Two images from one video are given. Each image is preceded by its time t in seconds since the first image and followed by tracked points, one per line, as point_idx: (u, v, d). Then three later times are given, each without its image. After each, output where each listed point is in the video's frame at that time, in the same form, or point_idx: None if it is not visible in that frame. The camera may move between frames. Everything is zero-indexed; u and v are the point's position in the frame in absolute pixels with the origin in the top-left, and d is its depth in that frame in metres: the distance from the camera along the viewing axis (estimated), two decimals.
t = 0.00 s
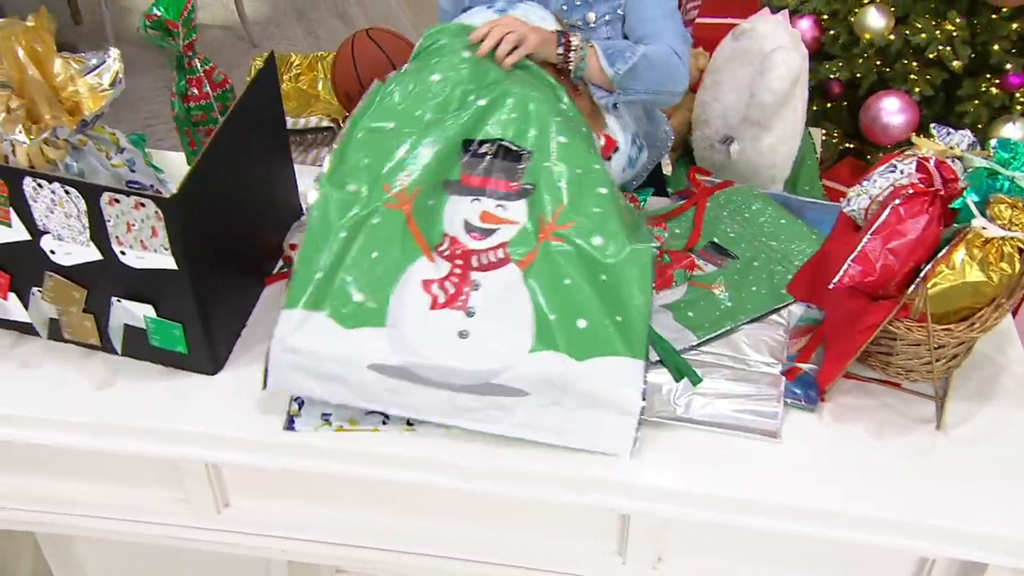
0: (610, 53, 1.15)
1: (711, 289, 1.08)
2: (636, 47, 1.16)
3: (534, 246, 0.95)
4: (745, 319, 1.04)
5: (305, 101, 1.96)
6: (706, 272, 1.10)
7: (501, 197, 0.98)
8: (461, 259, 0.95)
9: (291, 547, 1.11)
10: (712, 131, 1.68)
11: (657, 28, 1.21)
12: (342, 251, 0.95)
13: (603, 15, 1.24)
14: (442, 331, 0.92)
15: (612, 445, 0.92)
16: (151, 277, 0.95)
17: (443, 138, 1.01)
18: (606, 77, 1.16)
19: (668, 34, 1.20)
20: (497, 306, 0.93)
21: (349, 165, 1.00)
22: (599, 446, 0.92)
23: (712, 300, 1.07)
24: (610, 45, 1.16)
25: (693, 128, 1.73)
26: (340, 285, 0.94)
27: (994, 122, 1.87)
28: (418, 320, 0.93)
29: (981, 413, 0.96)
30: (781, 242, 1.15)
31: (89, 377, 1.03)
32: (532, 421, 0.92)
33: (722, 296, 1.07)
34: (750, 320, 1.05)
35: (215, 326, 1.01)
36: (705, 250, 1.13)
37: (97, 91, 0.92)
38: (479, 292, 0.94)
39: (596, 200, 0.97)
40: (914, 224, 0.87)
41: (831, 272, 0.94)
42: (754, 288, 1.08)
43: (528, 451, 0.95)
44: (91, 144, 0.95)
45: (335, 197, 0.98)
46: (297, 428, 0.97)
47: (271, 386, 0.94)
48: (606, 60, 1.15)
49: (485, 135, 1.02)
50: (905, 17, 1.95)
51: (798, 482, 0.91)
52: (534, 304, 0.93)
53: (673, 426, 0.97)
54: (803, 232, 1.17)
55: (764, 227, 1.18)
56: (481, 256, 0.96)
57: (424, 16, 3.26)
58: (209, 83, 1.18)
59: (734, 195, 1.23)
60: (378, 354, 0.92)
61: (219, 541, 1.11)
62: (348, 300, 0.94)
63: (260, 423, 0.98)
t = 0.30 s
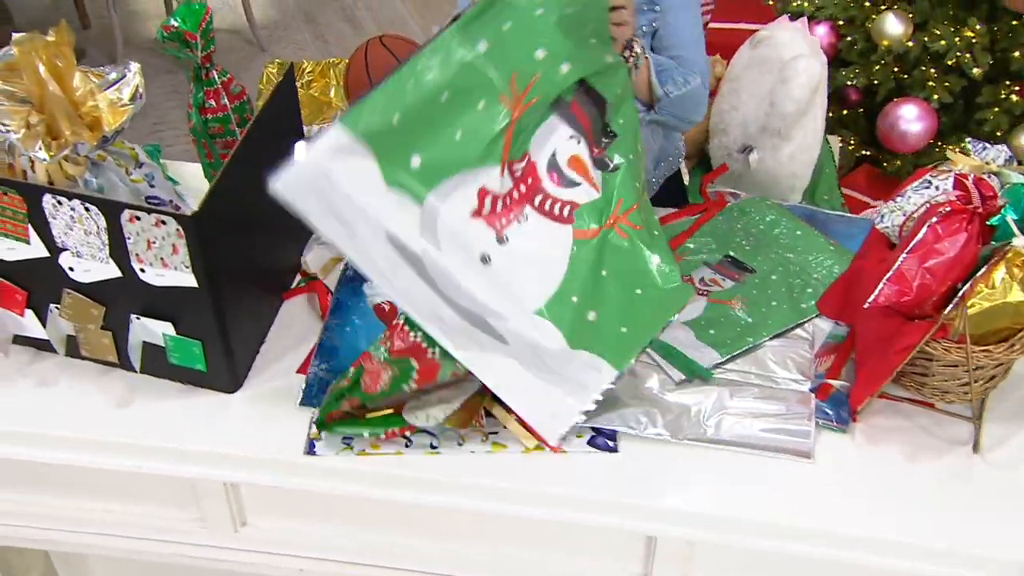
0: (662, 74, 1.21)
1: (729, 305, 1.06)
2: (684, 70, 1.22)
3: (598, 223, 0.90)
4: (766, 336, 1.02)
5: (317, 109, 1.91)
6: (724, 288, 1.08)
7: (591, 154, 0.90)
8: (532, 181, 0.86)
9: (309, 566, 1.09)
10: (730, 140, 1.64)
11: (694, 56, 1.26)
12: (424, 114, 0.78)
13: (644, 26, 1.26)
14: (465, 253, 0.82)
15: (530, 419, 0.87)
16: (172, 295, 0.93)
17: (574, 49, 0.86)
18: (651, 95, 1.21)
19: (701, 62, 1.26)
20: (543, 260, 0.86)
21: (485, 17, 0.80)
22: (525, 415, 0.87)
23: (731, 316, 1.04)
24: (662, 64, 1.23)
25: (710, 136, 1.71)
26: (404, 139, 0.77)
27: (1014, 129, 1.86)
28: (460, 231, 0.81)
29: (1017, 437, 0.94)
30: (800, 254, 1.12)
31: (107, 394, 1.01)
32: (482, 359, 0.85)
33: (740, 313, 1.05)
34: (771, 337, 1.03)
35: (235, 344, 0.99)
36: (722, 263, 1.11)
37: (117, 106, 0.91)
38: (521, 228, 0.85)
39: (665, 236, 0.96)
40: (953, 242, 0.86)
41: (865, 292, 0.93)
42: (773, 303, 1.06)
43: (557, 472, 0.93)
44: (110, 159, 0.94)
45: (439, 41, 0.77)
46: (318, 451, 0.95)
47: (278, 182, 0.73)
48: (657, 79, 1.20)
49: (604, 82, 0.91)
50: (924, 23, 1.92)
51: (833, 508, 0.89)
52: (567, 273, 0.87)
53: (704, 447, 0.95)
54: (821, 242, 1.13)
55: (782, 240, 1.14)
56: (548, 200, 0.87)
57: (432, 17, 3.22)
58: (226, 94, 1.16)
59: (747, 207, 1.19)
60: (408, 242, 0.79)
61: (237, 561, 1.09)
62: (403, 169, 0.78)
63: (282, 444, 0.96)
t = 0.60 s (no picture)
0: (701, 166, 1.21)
1: (745, 320, 1.02)
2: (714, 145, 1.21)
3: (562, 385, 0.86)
4: (784, 353, 0.99)
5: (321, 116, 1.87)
6: (739, 304, 1.04)
7: (570, 316, 0.86)
8: (519, 318, 0.83)
9: None
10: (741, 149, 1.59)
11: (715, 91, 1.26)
12: (488, 228, 0.77)
13: (674, 48, 1.25)
14: (443, 367, 0.81)
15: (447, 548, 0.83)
16: (178, 315, 0.91)
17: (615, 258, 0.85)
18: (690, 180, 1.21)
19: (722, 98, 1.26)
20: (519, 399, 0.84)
21: (606, 172, 0.78)
22: (441, 532, 0.82)
23: (747, 332, 1.00)
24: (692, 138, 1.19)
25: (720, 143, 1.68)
26: (448, 233, 0.77)
27: None
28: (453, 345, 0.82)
29: None
30: (817, 268, 1.09)
31: (112, 414, 0.98)
32: (421, 466, 0.82)
33: (758, 329, 1.01)
34: (789, 354, 0.99)
35: (243, 362, 0.97)
36: (737, 279, 1.07)
37: (122, 120, 0.89)
38: (491, 360, 0.83)
39: (608, 445, 0.92)
40: (979, 261, 0.83)
41: (888, 309, 0.91)
42: (790, 318, 1.02)
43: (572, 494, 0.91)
44: (115, 176, 0.92)
45: (545, 197, 0.76)
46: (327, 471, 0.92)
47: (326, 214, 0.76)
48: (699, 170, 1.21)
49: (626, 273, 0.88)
50: (935, 28, 1.89)
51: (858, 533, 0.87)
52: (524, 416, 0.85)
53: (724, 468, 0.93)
54: (838, 257, 1.11)
55: (800, 256, 1.11)
56: (525, 343, 0.83)
57: (433, 19, 3.17)
58: (232, 106, 1.14)
59: (763, 220, 1.17)
60: (411, 321, 0.79)
61: None
62: (429, 257, 0.78)
63: (291, 466, 0.94)
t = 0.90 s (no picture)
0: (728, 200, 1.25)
1: (743, 331, 0.99)
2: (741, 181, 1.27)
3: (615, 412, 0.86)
4: (784, 363, 0.97)
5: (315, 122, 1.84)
6: (737, 313, 1.01)
7: (630, 360, 0.90)
8: (580, 341, 0.87)
9: None
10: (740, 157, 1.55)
11: (727, 114, 1.28)
12: (590, 257, 0.81)
13: (698, 68, 1.22)
14: (529, 346, 0.79)
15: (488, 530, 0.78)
16: (170, 334, 0.88)
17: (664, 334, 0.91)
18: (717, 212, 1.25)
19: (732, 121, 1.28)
20: (575, 415, 0.85)
21: (698, 260, 0.87)
22: (483, 505, 0.77)
23: (745, 344, 0.98)
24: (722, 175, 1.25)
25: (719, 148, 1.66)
26: (556, 235, 0.82)
27: None
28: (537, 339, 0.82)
29: None
30: (816, 277, 1.08)
31: (102, 436, 0.96)
32: (478, 441, 0.76)
33: (757, 340, 0.98)
34: (788, 366, 0.97)
35: (236, 381, 0.94)
36: (734, 287, 1.04)
37: (112, 136, 0.87)
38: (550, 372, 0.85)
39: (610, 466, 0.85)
40: (991, 276, 0.82)
41: (898, 323, 0.89)
42: (789, 329, 1.00)
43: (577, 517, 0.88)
44: (104, 193, 0.90)
45: (647, 257, 0.81)
46: (323, 493, 0.90)
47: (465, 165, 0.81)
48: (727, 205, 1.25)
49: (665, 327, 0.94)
50: (933, 30, 1.86)
51: (870, 555, 0.85)
52: (578, 428, 0.84)
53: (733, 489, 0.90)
54: (837, 267, 1.09)
55: (798, 265, 1.09)
56: (586, 366, 0.87)
57: (425, 21, 3.14)
58: (224, 118, 1.12)
59: (760, 229, 1.16)
60: (517, 294, 0.79)
61: None
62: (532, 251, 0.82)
63: (287, 488, 0.91)
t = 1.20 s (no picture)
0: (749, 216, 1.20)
1: (745, 346, 0.97)
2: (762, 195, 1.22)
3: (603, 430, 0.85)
4: (783, 379, 0.95)
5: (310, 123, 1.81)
6: (738, 328, 0.99)
7: (623, 376, 0.88)
8: (570, 356, 0.86)
9: None
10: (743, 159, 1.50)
11: (740, 130, 1.24)
12: (579, 269, 0.79)
13: (709, 82, 1.20)
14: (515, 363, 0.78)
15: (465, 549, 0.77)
16: (161, 347, 0.86)
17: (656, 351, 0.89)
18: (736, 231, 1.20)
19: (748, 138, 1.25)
20: (562, 433, 0.83)
21: (689, 281, 0.88)
22: (461, 525, 0.76)
23: (747, 360, 0.96)
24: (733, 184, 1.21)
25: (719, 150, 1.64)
26: (550, 250, 0.79)
27: None
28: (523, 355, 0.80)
29: None
30: (823, 293, 1.06)
31: (92, 450, 0.94)
32: (459, 460, 0.75)
33: (758, 355, 0.97)
34: (788, 381, 0.95)
35: (230, 394, 0.92)
36: (739, 300, 1.03)
37: (100, 145, 0.85)
38: (537, 388, 0.83)
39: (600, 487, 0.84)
40: (1001, 286, 0.80)
41: (908, 331, 0.88)
42: (792, 345, 0.98)
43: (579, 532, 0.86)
44: (93, 202, 0.87)
45: (642, 277, 0.79)
46: (317, 507, 0.88)
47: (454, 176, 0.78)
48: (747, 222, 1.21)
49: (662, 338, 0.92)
50: (934, 28, 1.84)
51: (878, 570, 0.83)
52: (562, 449, 0.82)
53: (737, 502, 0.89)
54: (847, 282, 1.08)
55: (806, 279, 1.08)
56: (575, 383, 0.85)
57: (420, 18, 3.11)
58: (215, 122, 1.10)
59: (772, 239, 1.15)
60: (503, 311, 0.77)
61: None
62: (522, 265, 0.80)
63: (282, 503, 0.89)
